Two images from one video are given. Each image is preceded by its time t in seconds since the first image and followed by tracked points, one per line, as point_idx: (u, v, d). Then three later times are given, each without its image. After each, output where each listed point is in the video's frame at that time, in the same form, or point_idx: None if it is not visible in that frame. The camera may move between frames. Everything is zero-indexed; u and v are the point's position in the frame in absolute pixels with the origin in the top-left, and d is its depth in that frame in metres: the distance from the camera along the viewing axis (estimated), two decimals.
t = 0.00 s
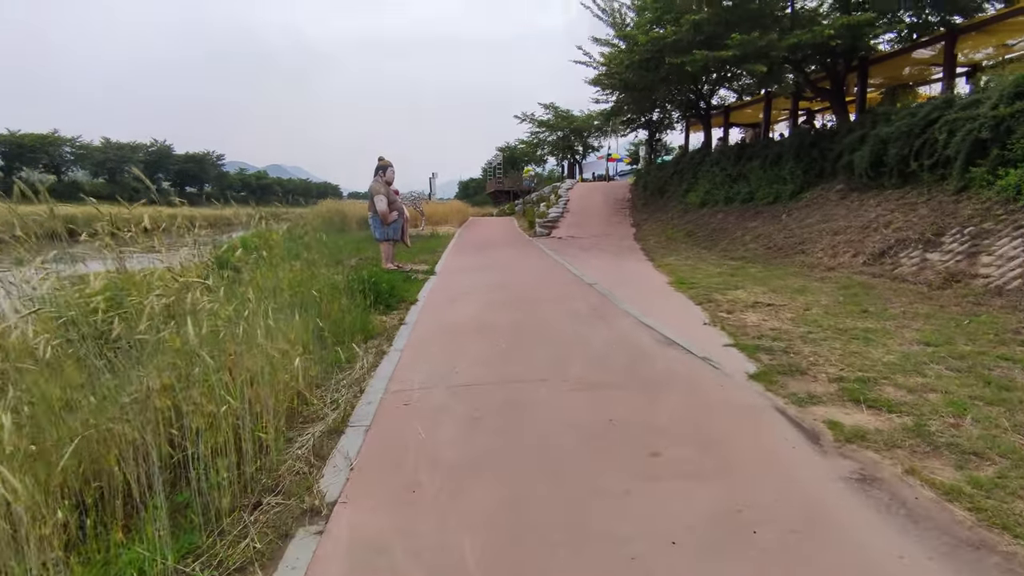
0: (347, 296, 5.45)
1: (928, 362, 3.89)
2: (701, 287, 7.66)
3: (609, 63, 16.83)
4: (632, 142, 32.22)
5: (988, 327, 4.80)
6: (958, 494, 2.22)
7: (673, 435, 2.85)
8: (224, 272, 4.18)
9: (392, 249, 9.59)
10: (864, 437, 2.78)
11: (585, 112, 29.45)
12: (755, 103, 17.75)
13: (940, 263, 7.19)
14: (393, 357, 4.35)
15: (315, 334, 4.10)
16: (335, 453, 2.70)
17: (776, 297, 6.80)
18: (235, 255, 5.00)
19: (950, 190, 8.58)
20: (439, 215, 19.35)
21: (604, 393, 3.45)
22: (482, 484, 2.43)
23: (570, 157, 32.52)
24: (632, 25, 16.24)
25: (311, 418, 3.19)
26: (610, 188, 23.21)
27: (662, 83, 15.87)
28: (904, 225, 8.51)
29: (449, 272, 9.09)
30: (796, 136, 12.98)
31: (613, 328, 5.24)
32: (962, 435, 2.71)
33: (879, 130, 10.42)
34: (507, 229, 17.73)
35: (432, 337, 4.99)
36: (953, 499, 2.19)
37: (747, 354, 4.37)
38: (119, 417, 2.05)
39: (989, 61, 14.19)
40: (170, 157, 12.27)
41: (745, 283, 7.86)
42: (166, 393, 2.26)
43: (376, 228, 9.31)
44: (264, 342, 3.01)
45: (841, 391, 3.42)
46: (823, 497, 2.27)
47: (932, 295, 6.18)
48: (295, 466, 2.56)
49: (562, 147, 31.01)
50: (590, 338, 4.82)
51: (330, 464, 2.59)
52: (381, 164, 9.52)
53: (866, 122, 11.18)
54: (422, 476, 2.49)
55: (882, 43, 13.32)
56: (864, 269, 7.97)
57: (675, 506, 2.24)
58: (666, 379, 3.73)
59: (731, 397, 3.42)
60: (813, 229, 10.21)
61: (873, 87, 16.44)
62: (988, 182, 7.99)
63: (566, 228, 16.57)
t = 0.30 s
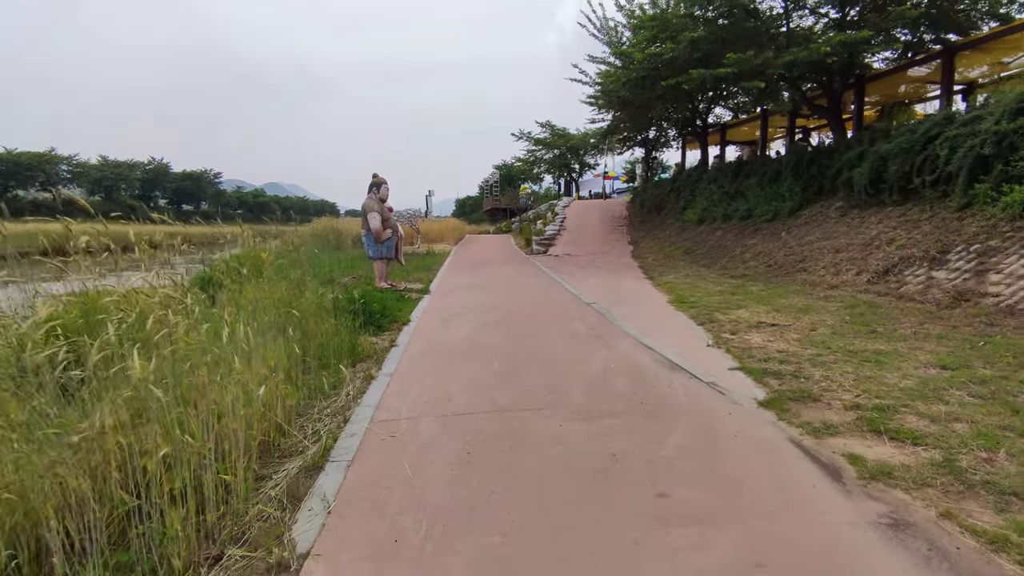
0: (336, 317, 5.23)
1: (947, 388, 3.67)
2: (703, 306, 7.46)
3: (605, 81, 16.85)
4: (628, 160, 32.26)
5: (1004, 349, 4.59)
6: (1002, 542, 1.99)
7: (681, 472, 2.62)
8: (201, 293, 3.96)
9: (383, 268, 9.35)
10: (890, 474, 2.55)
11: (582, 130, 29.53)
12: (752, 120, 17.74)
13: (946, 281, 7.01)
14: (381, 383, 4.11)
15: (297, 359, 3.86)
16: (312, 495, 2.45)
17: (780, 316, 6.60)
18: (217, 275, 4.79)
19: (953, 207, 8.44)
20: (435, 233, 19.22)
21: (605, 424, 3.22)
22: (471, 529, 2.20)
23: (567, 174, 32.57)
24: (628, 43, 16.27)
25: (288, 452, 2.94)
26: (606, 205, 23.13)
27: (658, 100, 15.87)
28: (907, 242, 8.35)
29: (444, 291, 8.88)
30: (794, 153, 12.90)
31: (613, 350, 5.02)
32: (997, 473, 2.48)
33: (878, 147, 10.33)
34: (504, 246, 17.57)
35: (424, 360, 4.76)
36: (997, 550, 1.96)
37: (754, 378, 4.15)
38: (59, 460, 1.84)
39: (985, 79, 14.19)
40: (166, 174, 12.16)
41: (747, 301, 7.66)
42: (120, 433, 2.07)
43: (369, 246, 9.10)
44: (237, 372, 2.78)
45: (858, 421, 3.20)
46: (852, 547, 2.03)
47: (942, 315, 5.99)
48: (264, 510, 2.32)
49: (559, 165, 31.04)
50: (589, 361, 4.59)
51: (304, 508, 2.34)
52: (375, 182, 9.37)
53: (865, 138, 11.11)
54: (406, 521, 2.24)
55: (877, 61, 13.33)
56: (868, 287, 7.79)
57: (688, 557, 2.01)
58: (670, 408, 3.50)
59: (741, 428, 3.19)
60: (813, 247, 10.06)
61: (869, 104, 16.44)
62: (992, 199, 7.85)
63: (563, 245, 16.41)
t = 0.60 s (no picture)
0: (327, 333, 5.01)
1: (974, 408, 3.45)
2: (707, 320, 7.25)
3: (604, 92, 16.78)
4: (626, 172, 32.22)
5: None
6: None
7: (698, 506, 2.40)
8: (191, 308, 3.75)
9: (379, 280, 9.13)
10: (926, 507, 2.33)
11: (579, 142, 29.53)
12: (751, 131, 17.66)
13: (957, 294, 6.82)
14: (373, 403, 3.88)
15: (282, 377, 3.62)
16: (291, 534, 2.22)
17: (788, 330, 6.39)
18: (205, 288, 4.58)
19: (960, 218, 8.27)
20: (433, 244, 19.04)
21: (612, 449, 2.99)
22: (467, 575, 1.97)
23: (565, 186, 32.56)
24: (627, 54, 16.22)
25: (269, 482, 2.70)
26: (605, 217, 23.00)
27: (657, 111, 15.78)
28: (915, 253, 8.17)
29: (441, 304, 8.66)
30: (795, 164, 12.77)
31: (616, 367, 4.80)
32: None
33: (882, 156, 10.19)
34: (502, 258, 17.38)
35: (419, 378, 4.53)
36: None
37: (767, 397, 3.92)
38: None
39: (985, 89, 14.13)
40: (164, 186, 12.00)
41: (752, 314, 7.46)
42: (75, 469, 1.88)
43: (365, 258, 8.89)
44: (215, 395, 2.56)
45: (884, 445, 2.98)
46: None
47: (956, 329, 5.79)
48: (237, 553, 2.08)
49: (557, 176, 31.00)
50: (592, 379, 4.37)
51: (282, 550, 2.11)
52: (371, 193, 9.19)
53: (867, 148, 10.99)
54: (395, 565, 2.02)
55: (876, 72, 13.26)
56: (876, 299, 7.60)
57: None
58: (681, 430, 3.27)
59: (760, 453, 2.96)
60: (817, 258, 9.88)
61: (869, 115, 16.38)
62: (1001, 209, 7.69)
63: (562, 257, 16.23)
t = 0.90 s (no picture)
0: (320, 344, 4.75)
1: (1011, 426, 3.22)
2: (714, 329, 7.02)
3: (603, 98, 16.63)
4: (624, 180, 32.11)
5: None
6: None
7: (726, 540, 2.16)
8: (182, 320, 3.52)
9: (376, 289, 8.87)
10: (981, 542, 2.10)
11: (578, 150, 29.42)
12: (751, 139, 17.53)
13: (972, 302, 6.61)
14: (367, 420, 3.63)
15: (268, 393, 3.37)
16: None
17: (799, 340, 6.16)
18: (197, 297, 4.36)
19: (971, 224, 8.07)
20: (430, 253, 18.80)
21: (627, 472, 2.75)
22: None
23: (563, 194, 32.44)
24: (626, 60, 16.08)
25: (250, 512, 2.45)
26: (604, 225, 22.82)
27: (657, 118, 15.62)
28: (925, 260, 7.95)
29: (439, 313, 8.42)
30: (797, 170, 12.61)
31: (624, 380, 4.56)
32: None
33: (887, 162, 10.02)
34: (500, 266, 17.16)
35: (417, 392, 4.28)
36: None
37: (787, 413, 3.68)
38: None
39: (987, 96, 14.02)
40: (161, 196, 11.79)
41: (760, 323, 7.23)
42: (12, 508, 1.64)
43: (361, 267, 8.64)
44: (190, 416, 2.32)
45: (922, 467, 2.74)
46: None
47: (975, 339, 5.56)
48: None
49: (556, 184, 30.88)
50: (599, 393, 4.13)
51: None
52: (367, 200, 8.96)
53: (872, 154, 10.81)
54: None
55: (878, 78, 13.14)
56: (887, 308, 7.38)
57: None
58: (700, 451, 3.03)
59: (787, 477, 2.72)
60: (823, 266, 9.67)
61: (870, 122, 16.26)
62: (1014, 215, 7.49)
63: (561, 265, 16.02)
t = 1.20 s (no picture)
0: (311, 354, 4.49)
1: None
2: (722, 338, 6.77)
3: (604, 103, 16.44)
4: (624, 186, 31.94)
5: None
6: None
7: None
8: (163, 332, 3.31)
9: (373, 296, 8.63)
10: None
11: (577, 156, 29.26)
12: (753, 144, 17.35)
13: (991, 310, 6.38)
14: (361, 438, 3.37)
15: (251, 409, 3.11)
16: None
17: (813, 349, 5.92)
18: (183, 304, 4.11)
19: (985, 229, 7.86)
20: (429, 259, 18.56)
21: (645, 499, 2.50)
22: None
23: (563, 200, 32.24)
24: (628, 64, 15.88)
25: (226, 547, 2.20)
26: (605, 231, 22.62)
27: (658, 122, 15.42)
28: (938, 267, 7.72)
29: (438, 321, 8.17)
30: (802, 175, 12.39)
31: (634, 393, 4.31)
32: None
33: (896, 166, 9.81)
34: (500, 273, 16.93)
35: (415, 407, 4.02)
36: None
37: (813, 431, 3.43)
38: None
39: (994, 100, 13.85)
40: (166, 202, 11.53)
41: (771, 332, 6.99)
42: None
43: (358, 274, 8.39)
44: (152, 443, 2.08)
45: (971, 494, 2.49)
46: None
47: (999, 349, 5.32)
48: None
49: (555, 190, 30.70)
50: (609, 408, 3.88)
51: None
52: (365, 204, 8.72)
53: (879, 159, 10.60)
54: None
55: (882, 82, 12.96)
56: (901, 316, 7.15)
57: None
58: (724, 474, 2.78)
59: (822, 504, 2.47)
60: (831, 272, 9.44)
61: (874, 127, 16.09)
62: None
63: (562, 271, 15.80)
